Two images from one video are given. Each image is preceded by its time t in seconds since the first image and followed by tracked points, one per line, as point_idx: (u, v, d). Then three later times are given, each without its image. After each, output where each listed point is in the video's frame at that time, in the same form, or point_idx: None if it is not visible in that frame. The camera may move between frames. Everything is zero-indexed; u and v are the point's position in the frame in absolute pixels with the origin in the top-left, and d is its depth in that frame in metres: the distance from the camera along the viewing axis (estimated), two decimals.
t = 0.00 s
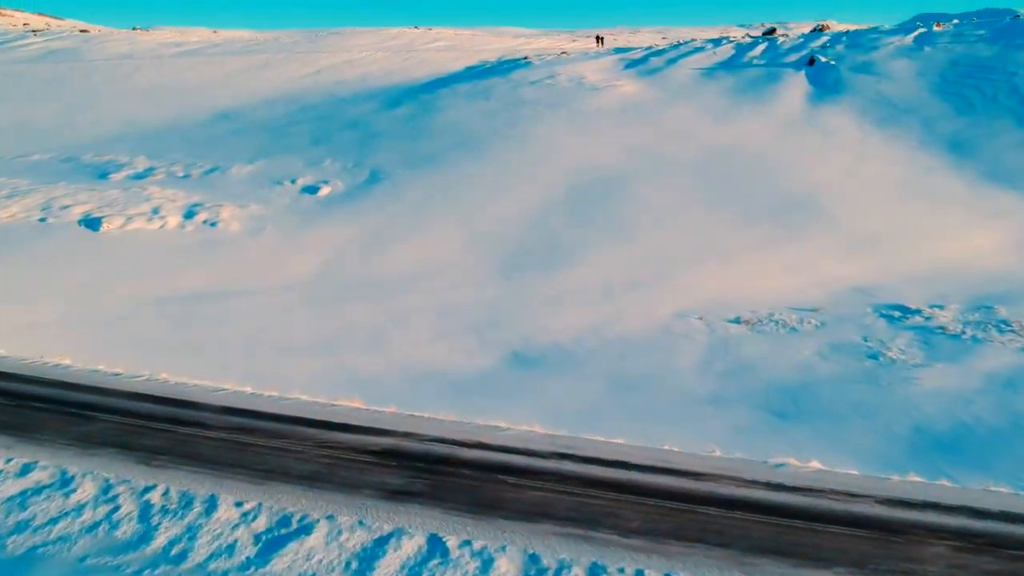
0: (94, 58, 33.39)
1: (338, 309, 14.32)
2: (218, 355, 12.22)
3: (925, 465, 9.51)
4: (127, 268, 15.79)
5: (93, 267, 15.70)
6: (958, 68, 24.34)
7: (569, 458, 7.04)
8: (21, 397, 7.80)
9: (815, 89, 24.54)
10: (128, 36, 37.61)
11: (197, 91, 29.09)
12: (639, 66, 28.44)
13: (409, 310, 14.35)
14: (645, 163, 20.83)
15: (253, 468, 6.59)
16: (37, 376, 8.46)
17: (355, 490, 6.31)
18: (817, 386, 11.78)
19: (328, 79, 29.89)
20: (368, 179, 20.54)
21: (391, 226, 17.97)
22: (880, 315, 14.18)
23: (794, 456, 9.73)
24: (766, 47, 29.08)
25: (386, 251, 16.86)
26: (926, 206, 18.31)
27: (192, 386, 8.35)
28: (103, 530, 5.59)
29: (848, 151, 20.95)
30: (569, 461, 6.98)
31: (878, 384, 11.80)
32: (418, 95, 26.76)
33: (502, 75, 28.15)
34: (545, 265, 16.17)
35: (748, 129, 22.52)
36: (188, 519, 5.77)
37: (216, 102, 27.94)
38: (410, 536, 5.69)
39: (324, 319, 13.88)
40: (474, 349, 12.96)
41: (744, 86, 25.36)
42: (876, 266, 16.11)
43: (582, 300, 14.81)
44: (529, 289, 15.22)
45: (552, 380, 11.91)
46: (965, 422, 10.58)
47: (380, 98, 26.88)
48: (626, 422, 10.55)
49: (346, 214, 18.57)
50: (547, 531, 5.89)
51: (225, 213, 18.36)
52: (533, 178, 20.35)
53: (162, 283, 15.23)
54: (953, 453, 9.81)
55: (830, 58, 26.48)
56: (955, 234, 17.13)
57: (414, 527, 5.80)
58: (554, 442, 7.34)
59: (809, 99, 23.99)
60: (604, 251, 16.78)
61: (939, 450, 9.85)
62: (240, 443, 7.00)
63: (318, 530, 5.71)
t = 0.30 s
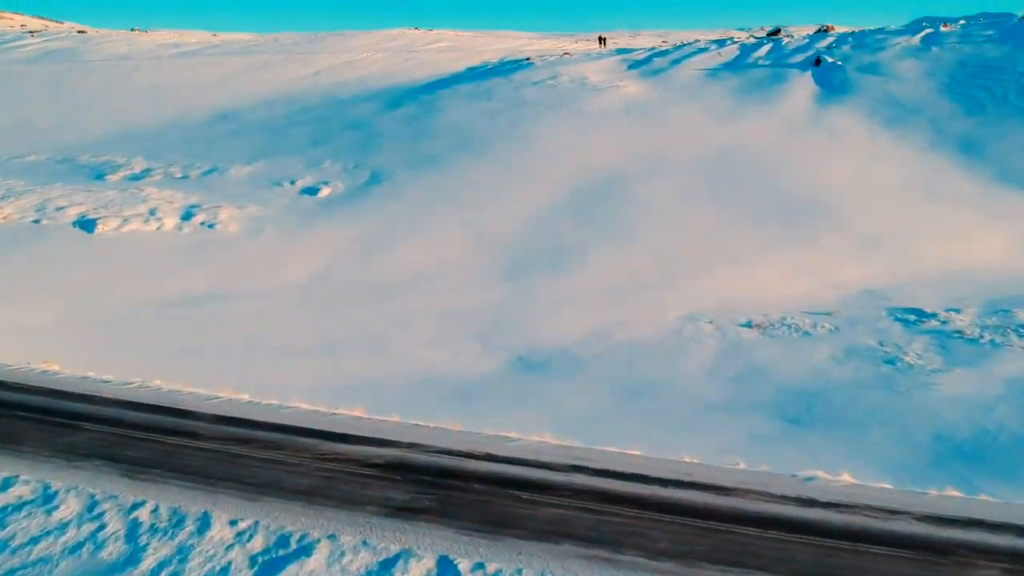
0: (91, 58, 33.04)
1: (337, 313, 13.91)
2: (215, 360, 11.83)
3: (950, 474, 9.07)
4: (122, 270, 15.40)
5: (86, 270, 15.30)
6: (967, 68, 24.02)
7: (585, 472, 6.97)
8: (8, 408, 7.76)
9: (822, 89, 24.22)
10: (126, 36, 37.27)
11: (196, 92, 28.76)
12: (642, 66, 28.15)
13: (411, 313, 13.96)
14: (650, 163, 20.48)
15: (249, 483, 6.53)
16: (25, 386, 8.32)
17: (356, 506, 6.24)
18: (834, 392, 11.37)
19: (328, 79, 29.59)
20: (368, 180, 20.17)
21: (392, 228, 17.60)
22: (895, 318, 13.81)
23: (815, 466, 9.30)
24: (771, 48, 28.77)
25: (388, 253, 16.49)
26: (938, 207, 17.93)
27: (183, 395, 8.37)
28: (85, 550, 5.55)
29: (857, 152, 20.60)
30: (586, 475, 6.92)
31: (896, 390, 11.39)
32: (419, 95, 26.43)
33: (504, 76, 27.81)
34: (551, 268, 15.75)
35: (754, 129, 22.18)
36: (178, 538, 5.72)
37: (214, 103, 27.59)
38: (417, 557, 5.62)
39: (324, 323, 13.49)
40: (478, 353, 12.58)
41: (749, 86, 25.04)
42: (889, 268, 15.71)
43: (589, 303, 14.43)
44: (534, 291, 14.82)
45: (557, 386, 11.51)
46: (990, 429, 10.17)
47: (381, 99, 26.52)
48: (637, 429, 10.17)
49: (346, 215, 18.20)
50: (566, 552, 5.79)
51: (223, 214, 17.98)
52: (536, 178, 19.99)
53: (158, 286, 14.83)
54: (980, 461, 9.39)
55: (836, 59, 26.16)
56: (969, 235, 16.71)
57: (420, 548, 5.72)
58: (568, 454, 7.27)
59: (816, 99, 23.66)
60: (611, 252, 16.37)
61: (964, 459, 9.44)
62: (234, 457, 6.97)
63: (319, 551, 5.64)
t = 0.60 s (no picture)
0: (89, 58, 32.70)
1: (339, 316, 13.54)
2: (212, 364, 11.43)
3: (979, 485, 8.66)
4: (117, 271, 15.02)
5: (80, 271, 14.92)
6: (977, 67, 23.68)
7: (604, 486, 6.86)
8: None
9: (830, 89, 23.89)
10: (125, 37, 36.97)
11: (195, 92, 28.41)
12: (646, 66, 27.82)
13: (414, 316, 13.60)
14: (657, 163, 20.13)
15: (246, 499, 6.28)
16: (11, 394, 8.01)
17: (360, 524, 6.03)
18: (852, 398, 10.99)
19: (328, 79, 29.25)
20: (370, 180, 19.82)
21: (394, 228, 17.24)
22: (911, 321, 13.44)
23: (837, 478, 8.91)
24: (777, 48, 28.44)
25: (389, 254, 16.11)
26: (951, 208, 17.57)
27: (173, 404, 8.05)
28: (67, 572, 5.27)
29: (867, 152, 20.24)
30: (606, 490, 6.80)
31: (917, 396, 11.00)
32: (421, 95, 26.09)
33: (507, 76, 27.46)
34: (556, 269, 15.37)
35: (762, 130, 21.85)
36: (169, 558, 5.46)
37: (214, 103, 27.26)
38: None
39: (324, 326, 13.11)
40: (483, 357, 12.20)
41: (756, 86, 24.70)
42: (904, 270, 15.33)
43: (597, 305, 14.04)
44: (540, 294, 14.43)
45: (566, 391, 11.13)
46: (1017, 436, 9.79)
47: (381, 99, 26.17)
48: (651, 436, 9.79)
49: (346, 216, 17.83)
50: None
51: (221, 215, 17.61)
52: (541, 179, 19.63)
53: (153, 288, 14.44)
54: (1009, 471, 9.01)
55: (843, 58, 25.83)
56: (985, 236, 16.34)
57: (432, 571, 5.52)
58: (586, 467, 7.14)
59: (824, 99, 23.32)
60: (618, 253, 16.00)
61: (991, 469, 9.07)
62: (228, 468, 6.71)
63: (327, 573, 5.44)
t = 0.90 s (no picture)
0: (86, 57, 32.31)
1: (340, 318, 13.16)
2: (209, 368, 11.02)
3: (1012, 495, 8.24)
4: (112, 272, 14.62)
5: (74, 272, 14.53)
6: (988, 66, 23.32)
7: (627, 500, 6.69)
8: None
9: (838, 88, 23.54)
10: (123, 36, 36.60)
11: (193, 91, 28.04)
12: (651, 65, 27.47)
13: (417, 318, 13.23)
14: (663, 162, 19.76)
15: (242, 514, 6.02)
16: None
17: (365, 540, 5.78)
18: (872, 403, 10.60)
19: (329, 78, 28.87)
20: (371, 180, 19.44)
21: (396, 228, 16.85)
22: (929, 323, 13.04)
23: (861, 487, 8.54)
24: (783, 47, 28.11)
25: (392, 254, 15.72)
26: (965, 208, 17.19)
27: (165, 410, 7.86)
28: None
29: (878, 151, 19.88)
30: (629, 503, 6.63)
31: (939, 401, 10.60)
32: (423, 94, 25.72)
33: (509, 74, 27.09)
34: (562, 271, 14.99)
35: (770, 129, 21.50)
36: None
37: (212, 102, 26.87)
38: None
39: (325, 329, 12.73)
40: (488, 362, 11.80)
41: (762, 85, 24.34)
42: (919, 271, 14.95)
43: (605, 307, 13.67)
44: (546, 296, 14.05)
45: (575, 398, 10.76)
46: None
47: (383, 98, 25.80)
48: (666, 445, 9.43)
49: (347, 216, 17.45)
50: None
51: (219, 214, 17.22)
52: (546, 178, 19.25)
53: (148, 289, 14.04)
54: None
55: (851, 57, 25.48)
56: (1001, 236, 15.94)
57: None
58: (606, 480, 6.98)
59: (832, 98, 22.96)
60: (626, 254, 15.62)
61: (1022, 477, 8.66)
62: (222, 481, 6.47)
63: None
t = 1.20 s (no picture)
0: (84, 56, 31.96)
1: (341, 319, 12.78)
2: (205, 370, 10.63)
3: None
4: (106, 271, 14.23)
5: (67, 271, 14.14)
6: (1000, 63, 22.96)
7: (653, 516, 6.49)
8: None
9: (846, 85, 23.19)
10: (121, 35, 36.23)
11: (191, 90, 27.67)
12: (655, 63, 27.12)
13: (420, 318, 12.86)
14: (670, 161, 19.40)
15: (236, 532, 5.79)
16: None
17: (370, 561, 5.55)
18: (892, 408, 10.21)
19: (329, 77, 28.52)
20: (372, 179, 19.07)
21: (397, 227, 16.48)
22: (946, 325, 12.63)
23: (886, 496, 8.16)
24: (789, 45, 27.77)
25: (393, 254, 15.34)
26: (979, 206, 16.81)
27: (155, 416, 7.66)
28: None
29: (888, 149, 19.51)
30: (655, 519, 6.43)
31: (962, 405, 10.21)
32: (424, 93, 25.35)
33: (512, 73, 26.73)
34: (568, 270, 14.60)
35: (777, 127, 21.15)
36: None
37: (210, 101, 26.50)
38: None
39: (325, 330, 12.36)
40: (494, 364, 11.41)
41: (769, 83, 23.98)
42: (935, 270, 14.56)
43: (613, 307, 13.28)
44: (552, 296, 13.67)
45: (585, 402, 10.38)
46: None
47: (384, 96, 25.45)
48: (682, 450, 9.08)
49: (348, 215, 17.07)
50: None
51: (216, 213, 16.84)
52: (550, 177, 18.88)
53: (143, 289, 13.66)
54: None
55: (858, 55, 25.13)
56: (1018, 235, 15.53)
57: None
58: (627, 494, 6.79)
59: (840, 96, 22.61)
60: (633, 253, 15.25)
61: None
62: (213, 495, 6.25)
63: None
